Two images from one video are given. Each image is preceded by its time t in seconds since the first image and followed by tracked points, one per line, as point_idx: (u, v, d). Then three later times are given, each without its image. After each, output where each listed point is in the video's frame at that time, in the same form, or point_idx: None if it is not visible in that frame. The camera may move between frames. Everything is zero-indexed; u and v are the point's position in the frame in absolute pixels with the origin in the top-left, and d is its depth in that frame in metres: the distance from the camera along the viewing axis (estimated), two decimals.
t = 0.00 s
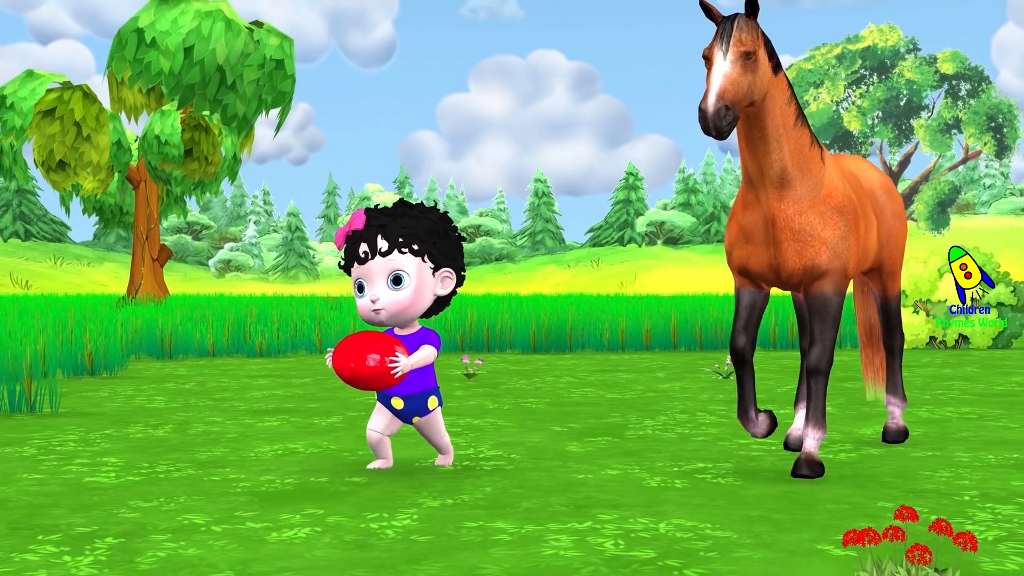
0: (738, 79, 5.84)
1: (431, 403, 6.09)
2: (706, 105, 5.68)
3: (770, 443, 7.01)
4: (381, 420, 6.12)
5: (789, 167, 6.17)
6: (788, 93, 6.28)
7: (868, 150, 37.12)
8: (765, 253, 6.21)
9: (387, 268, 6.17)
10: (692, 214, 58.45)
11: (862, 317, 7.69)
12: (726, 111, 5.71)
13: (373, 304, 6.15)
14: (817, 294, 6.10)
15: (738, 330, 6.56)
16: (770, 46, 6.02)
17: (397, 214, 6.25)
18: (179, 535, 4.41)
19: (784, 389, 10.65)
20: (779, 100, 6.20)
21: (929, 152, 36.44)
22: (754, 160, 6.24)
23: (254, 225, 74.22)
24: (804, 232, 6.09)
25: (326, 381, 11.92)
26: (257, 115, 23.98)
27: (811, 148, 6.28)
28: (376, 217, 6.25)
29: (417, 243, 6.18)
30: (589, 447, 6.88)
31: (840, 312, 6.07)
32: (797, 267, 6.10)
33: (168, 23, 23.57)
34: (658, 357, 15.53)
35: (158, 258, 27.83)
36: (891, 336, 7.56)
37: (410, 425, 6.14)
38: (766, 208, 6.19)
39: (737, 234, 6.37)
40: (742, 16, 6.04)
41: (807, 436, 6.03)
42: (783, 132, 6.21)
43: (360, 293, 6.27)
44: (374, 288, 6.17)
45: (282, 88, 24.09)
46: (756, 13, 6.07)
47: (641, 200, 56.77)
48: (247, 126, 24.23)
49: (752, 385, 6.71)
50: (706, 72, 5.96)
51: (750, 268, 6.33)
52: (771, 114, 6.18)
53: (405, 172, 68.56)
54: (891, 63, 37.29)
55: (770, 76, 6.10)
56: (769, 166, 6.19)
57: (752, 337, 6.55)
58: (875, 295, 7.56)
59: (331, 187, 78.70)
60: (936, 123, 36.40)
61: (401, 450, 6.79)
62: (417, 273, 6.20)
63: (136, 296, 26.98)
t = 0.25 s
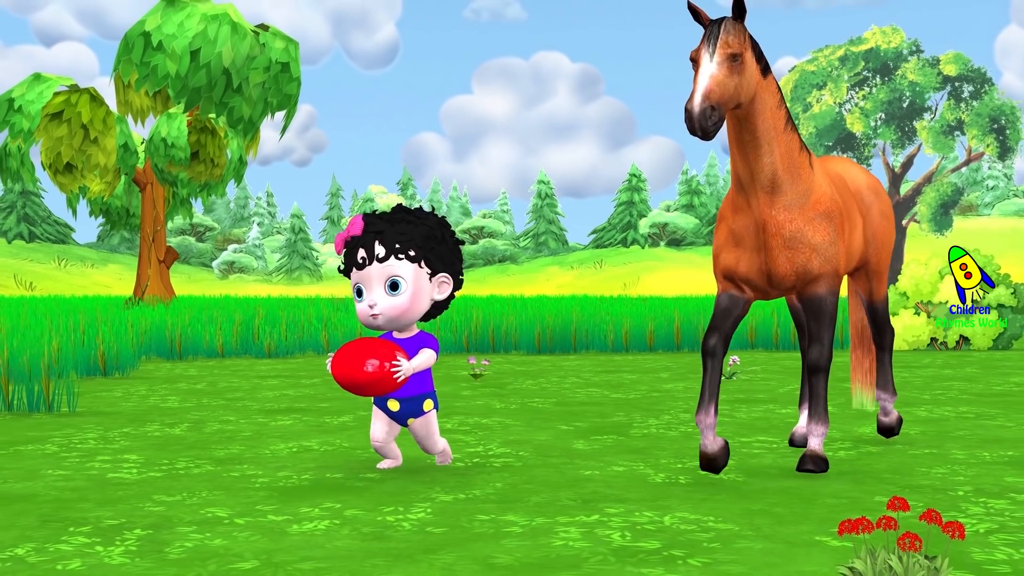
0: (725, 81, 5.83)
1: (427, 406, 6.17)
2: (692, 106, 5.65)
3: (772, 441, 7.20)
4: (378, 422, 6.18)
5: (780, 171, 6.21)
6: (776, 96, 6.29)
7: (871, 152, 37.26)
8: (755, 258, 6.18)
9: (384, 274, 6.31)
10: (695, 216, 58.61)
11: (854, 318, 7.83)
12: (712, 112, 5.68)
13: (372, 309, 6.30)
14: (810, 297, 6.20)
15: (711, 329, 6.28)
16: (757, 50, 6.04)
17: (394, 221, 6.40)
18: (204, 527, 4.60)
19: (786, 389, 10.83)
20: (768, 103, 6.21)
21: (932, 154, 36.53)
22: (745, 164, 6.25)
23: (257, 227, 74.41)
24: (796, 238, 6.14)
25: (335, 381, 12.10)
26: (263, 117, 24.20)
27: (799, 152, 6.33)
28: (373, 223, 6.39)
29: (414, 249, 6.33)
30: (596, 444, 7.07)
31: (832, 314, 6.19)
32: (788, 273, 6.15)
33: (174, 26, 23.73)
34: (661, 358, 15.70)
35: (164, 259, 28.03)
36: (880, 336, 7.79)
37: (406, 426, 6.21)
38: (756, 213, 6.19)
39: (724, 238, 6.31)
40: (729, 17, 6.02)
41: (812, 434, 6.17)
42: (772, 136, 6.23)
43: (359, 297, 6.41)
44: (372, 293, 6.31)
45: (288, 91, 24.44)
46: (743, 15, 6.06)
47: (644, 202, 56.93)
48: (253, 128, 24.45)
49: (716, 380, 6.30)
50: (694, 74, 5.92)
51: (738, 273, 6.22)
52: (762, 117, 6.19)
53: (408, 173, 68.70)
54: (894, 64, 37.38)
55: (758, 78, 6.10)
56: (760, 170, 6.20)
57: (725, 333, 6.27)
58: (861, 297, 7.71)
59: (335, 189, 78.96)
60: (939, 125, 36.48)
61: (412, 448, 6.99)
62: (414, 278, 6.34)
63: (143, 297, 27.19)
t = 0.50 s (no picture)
0: (707, 80, 5.78)
1: (424, 399, 6.31)
2: (675, 105, 5.59)
3: (774, 439, 7.41)
4: (378, 413, 6.36)
5: (767, 169, 6.18)
6: (762, 94, 6.25)
7: (875, 154, 37.49)
8: (743, 255, 6.16)
9: (407, 276, 6.48)
10: (698, 217, 58.80)
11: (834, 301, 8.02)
12: (695, 111, 5.62)
13: (387, 306, 6.47)
14: (797, 295, 6.19)
15: (712, 345, 6.31)
16: (740, 48, 6.01)
17: (427, 225, 6.55)
18: (231, 519, 4.82)
19: (788, 389, 11.04)
20: (754, 101, 6.18)
21: (935, 155, 36.67)
22: (731, 162, 6.22)
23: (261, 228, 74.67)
24: (784, 235, 6.12)
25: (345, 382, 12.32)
26: (269, 120, 24.41)
27: (786, 150, 6.30)
28: (407, 222, 6.52)
29: (440, 259, 6.51)
30: (602, 442, 7.29)
31: (820, 312, 6.19)
32: (776, 269, 6.13)
33: (181, 30, 23.90)
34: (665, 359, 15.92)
35: (171, 261, 28.23)
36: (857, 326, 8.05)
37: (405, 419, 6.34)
38: (744, 210, 6.16)
39: (712, 237, 6.29)
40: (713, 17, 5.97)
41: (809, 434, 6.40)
42: (759, 133, 6.20)
43: (373, 289, 6.56)
44: (389, 292, 6.48)
45: (294, 94, 24.78)
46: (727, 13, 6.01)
47: (647, 204, 57.10)
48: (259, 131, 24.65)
49: (723, 401, 6.30)
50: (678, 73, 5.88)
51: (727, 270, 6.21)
52: (748, 115, 6.16)
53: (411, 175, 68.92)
54: (897, 67, 37.46)
55: (742, 77, 6.08)
56: (746, 168, 6.18)
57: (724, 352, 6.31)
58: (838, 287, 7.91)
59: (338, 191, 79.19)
60: (942, 127, 36.64)
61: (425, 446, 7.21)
62: (435, 287, 6.53)
63: (151, 299, 27.44)
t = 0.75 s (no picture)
0: (703, 86, 5.97)
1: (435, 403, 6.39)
2: (670, 110, 5.79)
3: (775, 438, 7.60)
4: (388, 418, 6.45)
5: (757, 173, 6.35)
6: (755, 99, 6.44)
7: (877, 156, 37.68)
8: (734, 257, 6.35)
9: (437, 286, 6.60)
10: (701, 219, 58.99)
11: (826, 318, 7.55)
12: (690, 118, 5.81)
13: (413, 311, 6.60)
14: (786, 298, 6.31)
15: (710, 343, 6.52)
16: (733, 54, 6.21)
17: (466, 239, 6.68)
18: (253, 512, 5.02)
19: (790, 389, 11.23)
20: (745, 106, 6.37)
21: (937, 157, 36.82)
22: (722, 165, 6.40)
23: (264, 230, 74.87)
24: (773, 236, 6.28)
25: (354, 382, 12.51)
26: (274, 122, 24.69)
27: (777, 154, 6.47)
28: (447, 233, 6.64)
29: (472, 275, 6.65)
30: (609, 441, 7.48)
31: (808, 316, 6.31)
32: (766, 271, 6.28)
33: (187, 34, 24.09)
34: (669, 360, 16.10)
35: (177, 263, 28.43)
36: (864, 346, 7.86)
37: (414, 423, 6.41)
38: (735, 213, 6.35)
39: (706, 239, 6.48)
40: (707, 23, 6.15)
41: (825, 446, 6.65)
42: (750, 137, 6.38)
43: (400, 292, 6.67)
44: (419, 299, 6.59)
45: (299, 97, 24.85)
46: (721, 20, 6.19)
47: (650, 205, 57.28)
48: (265, 134, 24.98)
49: (722, 401, 6.49)
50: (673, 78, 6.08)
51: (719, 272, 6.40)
52: (739, 120, 6.35)
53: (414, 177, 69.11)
54: (900, 68, 37.65)
55: (735, 82, 6.26)
56: (737, 172, 6.36)
57: (722, 351, 6.51)
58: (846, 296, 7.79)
59: (341, 192, 79.39)
60: (945, 129, 36.82)
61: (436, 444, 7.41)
62: (463, 301, 6.66)
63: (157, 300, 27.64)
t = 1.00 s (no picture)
0: (692, 93, 6.11)
1: (435, 404, 6.38)
2: (659, 120, 5.95)
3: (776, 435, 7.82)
4: (386, 419, 6.42)
5: (739, 181, 6.46)
6: (741, 107, 6.56)
7: (881, 158, 37.88)
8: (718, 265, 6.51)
9: (428, 282, 6.56)
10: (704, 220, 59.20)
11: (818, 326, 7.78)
12: (679, 126, 5.97)
13: (406, 309, 6.53)
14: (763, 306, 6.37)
15: (710, 345, 6.68)
16: (724, 62, 6.32)
17: (452, 233, 6.67)
18: (276, 505, 5.24)
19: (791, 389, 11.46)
20: (731, 114, 6.49)
21: (940, 158, 36.99)
22: (706, 174, 6.54)
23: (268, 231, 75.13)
24: (753, 244, 6.37)
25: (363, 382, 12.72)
26: (280, 126, 25.00)
27: (762, 162, 6.56)
28: (434, 229, 6.63)
29: (463, 268, 6.64)
30: (614, 439, 7.70)
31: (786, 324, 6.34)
32: (747, 278, 6.37)
33: (194, 37, 24.28)
34: (672, 361, 16.32)
35: (184, 265, 28.64)
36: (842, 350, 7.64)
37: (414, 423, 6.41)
38: (718, 220, 6.47)
39: (691, 249, 6.66)
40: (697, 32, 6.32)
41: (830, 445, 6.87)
42: (733, 145, 6.49)
43: (392, 291, 6.62)
44: (412, 296, 6.54)
45: (305, 100, 25.14)
46: (711, 27, 6.35)
47: (654, 207, 57.46)
48: (271, 137, 25.29)
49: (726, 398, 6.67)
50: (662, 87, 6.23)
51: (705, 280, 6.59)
52: (724, 128, 6.48)
53: (418, 179, 69.35)
54: (903, 70, 37.83)
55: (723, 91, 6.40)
56: (720, 180, 6.48)
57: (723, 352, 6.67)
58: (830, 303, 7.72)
59: (345, 194, 79.61)
60: (948, 131, 37.00)
61: (447, 441, 7.64)
62: (454, 294, 6.63)
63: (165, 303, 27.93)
